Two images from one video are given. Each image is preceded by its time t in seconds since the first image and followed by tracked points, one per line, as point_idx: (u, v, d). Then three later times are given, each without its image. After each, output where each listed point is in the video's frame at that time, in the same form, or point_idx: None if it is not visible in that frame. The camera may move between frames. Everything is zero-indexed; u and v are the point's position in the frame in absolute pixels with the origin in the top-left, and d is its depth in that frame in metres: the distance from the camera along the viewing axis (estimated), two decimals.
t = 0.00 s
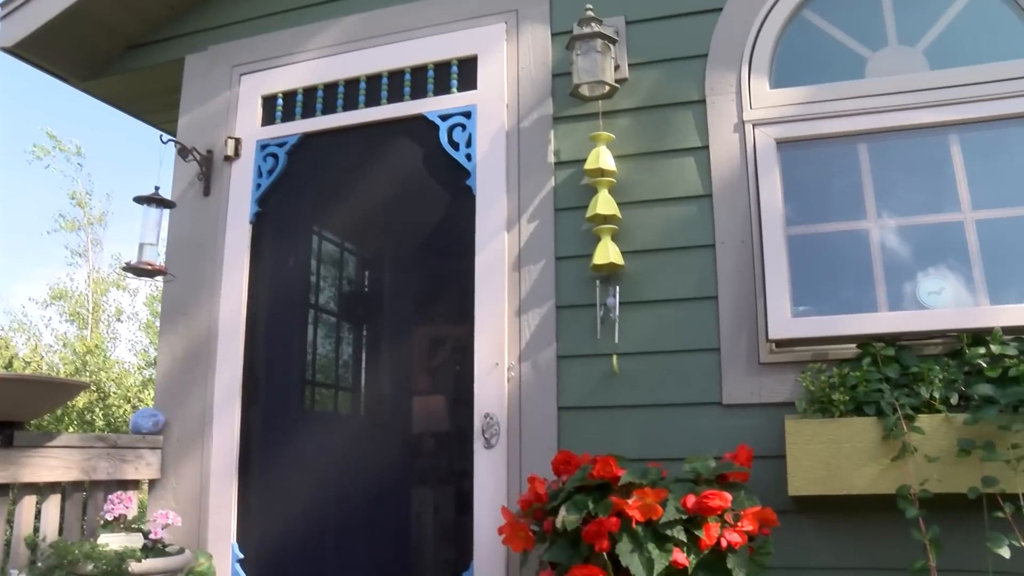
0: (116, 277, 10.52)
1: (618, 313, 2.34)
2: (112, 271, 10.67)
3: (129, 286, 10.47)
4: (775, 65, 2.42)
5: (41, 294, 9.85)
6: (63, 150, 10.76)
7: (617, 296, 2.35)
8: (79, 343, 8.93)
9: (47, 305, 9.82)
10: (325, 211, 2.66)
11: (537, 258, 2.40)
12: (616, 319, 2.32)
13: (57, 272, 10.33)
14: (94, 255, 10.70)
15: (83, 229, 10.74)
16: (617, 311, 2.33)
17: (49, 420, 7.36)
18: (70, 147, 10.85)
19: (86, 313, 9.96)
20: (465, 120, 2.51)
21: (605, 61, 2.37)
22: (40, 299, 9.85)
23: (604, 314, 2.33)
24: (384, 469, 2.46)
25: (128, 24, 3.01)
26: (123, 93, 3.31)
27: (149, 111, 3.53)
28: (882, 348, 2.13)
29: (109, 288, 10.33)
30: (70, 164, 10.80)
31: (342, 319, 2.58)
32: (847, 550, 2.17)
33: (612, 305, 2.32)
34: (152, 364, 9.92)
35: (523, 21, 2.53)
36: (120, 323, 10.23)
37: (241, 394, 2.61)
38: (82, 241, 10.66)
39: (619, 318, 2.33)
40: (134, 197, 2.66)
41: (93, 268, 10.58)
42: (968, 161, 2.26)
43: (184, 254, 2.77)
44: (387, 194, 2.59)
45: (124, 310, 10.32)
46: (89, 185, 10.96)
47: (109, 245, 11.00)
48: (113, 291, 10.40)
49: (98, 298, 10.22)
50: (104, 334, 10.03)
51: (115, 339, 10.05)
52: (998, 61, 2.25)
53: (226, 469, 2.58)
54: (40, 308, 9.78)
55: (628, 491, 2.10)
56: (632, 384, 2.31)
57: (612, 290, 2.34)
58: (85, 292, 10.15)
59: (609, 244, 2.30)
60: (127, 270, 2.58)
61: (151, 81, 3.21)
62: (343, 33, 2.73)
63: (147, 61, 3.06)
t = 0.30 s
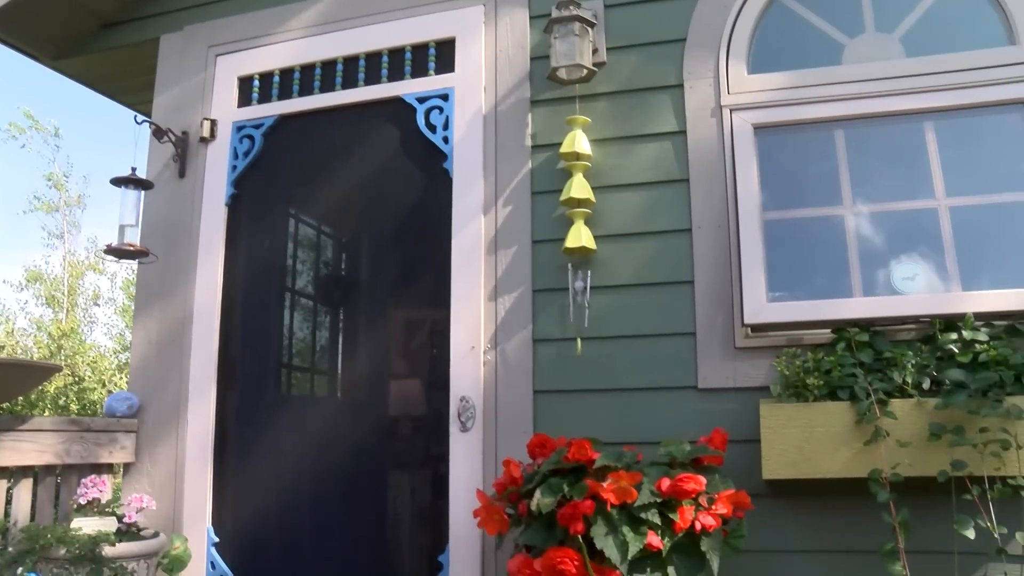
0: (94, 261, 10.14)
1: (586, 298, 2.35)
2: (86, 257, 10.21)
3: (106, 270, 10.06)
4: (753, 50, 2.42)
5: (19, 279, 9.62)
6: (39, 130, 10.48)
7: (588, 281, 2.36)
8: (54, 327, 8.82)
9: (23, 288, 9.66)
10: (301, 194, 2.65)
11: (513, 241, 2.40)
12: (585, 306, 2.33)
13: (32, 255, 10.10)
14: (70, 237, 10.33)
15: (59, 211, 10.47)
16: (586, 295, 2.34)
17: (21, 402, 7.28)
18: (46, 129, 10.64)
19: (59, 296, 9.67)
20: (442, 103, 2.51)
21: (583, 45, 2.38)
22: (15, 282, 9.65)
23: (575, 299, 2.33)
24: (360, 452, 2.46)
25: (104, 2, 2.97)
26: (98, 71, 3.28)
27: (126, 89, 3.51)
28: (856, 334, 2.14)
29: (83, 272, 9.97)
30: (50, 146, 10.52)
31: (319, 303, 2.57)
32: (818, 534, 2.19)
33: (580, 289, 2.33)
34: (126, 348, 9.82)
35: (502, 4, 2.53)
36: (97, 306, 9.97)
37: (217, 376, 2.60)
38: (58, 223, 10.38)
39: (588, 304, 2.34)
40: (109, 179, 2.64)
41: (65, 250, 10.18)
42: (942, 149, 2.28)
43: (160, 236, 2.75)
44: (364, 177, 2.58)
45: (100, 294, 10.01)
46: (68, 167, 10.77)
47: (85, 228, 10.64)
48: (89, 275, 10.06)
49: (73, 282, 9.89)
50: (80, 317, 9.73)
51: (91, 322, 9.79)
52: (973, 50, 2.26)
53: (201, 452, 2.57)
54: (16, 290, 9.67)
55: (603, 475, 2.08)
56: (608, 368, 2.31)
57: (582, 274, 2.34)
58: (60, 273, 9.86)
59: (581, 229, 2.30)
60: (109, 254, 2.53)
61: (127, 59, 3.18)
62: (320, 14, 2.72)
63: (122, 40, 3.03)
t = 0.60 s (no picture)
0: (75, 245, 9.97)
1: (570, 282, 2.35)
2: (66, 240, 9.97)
3: (87, 255, 9.95)
4: (736, 37, 2.43)
5: None
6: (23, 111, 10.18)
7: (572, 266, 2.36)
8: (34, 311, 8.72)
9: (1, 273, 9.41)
10: (282, 177, 2.64)
11: (495, 226, 2.40)
12: (568, 290, 2.34)
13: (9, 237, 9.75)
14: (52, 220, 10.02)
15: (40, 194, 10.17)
16: (570, 280, 2.34)
17: None
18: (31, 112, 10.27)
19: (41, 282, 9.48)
20: (425, 86, 2.51)
21: (566, 28, 2.37)
22: None
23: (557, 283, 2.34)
24: (341, 437, 2.45)
25: None
26: (77, 50, 3.25)
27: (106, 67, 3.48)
28: (836, 319, 2.15)
29: (66, 256, 9.80)
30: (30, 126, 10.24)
31: (301, 287, 2.56)
32: (797, 519, 2.20)
33: (565, 274, 2.33)
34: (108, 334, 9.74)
35: None
36: (80, 292, 9.81)
37: (198, 360, 2.60)
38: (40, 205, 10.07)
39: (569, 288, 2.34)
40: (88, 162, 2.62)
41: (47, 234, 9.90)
42: (923, 136, 2.28)
43: (140, 220, 2.74)
44: (347, 161, 2.58)
45: (82, 279, 9.85)
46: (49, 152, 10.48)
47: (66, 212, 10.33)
48: (71, 259, 9.89)
49: (54, 267, 9.69)
50: (60, 304, 9.52)
51: (73, 307, 9.64)
52: (955, 38, 2.27)
53: (181, 437, 2.56)
54: None
55: (583, 459, 2.07)
56: (589, 353, 2.31)
57: (566, 259, 2.34)
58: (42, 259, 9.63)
59: (565, 212, 2.30)
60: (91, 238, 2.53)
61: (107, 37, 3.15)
62: None
63: (101, 20, 3.00)
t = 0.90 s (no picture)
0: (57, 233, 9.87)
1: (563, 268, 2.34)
2: (49, 228, 9.91)
3: (72, 241, 9.86)
4: (722, 25, 2.43)
5: None
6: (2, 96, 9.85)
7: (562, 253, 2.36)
8: (17, 300, 8.66)
9: None
10: (267, 164, 2.64)
11: (479, 213, 2.40)
12: (562, 277, 2.33)
13: None
14: (36, 208, 9.95)
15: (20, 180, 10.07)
16: (563, 267, 2.34)
17: None
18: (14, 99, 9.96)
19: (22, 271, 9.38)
20: (409, 73, 2.51)
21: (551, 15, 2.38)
22: None
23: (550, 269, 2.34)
24: (325, 425, 2.45)
25: None
26: (58, 31, 3.23)
27: (87, 48, 3.45)
28: (820, 307, 2.14)
29: (48, 243, 9.74)
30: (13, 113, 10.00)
31: (285, 275, 2.56)
32: (780, 506, 2.20)
33: (557, 261, 2.33)
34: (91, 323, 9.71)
35: None
36: (64, 280, 9.82)
37: (181, 348, 2.59)
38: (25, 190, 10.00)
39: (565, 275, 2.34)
40: (68, 147, 2.61)
41: (30, 221, 9.83)
42: (906, 125, 2.29)
43: (122, 206, 2.72)
44: (332, 148, 2.58)
45: (67, 267, 9.84)
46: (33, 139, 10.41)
47: (51, 199, 10.28)
48: (53, 245, 9.82)
49: (38, 254, 9.62)
50: (42, 292, 9.52)
51: (57, 295, 9.69)
52: (940, 28, 2.27)
53: (164, 424, 2.55)
54: None
55: (567, 446, 2.07)
56: (571, 340, 2.31)
57: (558, 246, 2.35)
58: (25, 248, 9.54)
59: (554, 200, 2.30)
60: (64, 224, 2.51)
61: (90, 19, 3.12)
62: None
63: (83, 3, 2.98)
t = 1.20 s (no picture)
0: (42, 225, 9.73)
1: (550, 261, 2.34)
2: (35, 221, 9.83)
3: (60, 233, 9.81)
4: (710, 18, 2.43)
5: None
6: None
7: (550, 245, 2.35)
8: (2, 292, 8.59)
9: None
10: (254, 156, 2.63)
11: (466, 206, 2.40)
12: (548, 269, 2.33)
13: None
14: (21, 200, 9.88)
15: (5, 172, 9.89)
16: (549, 260, 2.34)
17: None
18: None
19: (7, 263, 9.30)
20: (397, 65, 2.50)
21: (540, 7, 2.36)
22: None
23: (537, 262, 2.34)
24: (312, 418, 2.44)
25: None
26: (42, 19, 3.21)
27: (71, 36, 3.42)
28: (806, 301, 2.14)
29: (32, 236, 9.60)
30: None
31: (272, 267, 2.55)
32: (766, 499, 2.20)
33: (544, 253, 2.33)
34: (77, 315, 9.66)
35: None
36: (50, 272, 9.71)
37: (168, 340, 2.58)
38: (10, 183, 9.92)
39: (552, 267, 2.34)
40: (53, 138, 2.59)
41: (16, 213, 9.76)
42: (893, 119, 2.29)
43: (108, 198, 2.71)
44: (319, 141, 2.57)
45: (55, 258, 9.75)
46: (19, 131, 10.33)
47: (37, 192, 10.22)
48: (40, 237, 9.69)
49: (25, 247, 9.47)
50: (28, 284, 9.46)
51: (44, 287, 9.64)
52: (927, 22, 2.28)
53: (150, 417, 2.55)
54: None
55: (553, 439, 2.06)
56: (558, 332, 2.31)
57: (544, 239, 2.34)
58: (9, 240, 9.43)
59: (542, 192, 2.30)
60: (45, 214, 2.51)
61: (75, 8, 3.10)
62: None
63: None
